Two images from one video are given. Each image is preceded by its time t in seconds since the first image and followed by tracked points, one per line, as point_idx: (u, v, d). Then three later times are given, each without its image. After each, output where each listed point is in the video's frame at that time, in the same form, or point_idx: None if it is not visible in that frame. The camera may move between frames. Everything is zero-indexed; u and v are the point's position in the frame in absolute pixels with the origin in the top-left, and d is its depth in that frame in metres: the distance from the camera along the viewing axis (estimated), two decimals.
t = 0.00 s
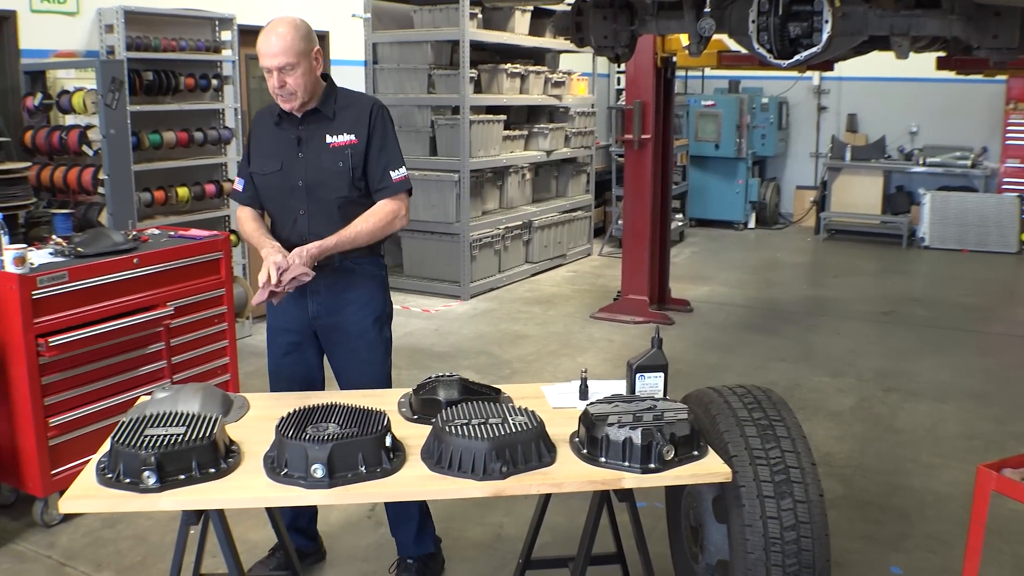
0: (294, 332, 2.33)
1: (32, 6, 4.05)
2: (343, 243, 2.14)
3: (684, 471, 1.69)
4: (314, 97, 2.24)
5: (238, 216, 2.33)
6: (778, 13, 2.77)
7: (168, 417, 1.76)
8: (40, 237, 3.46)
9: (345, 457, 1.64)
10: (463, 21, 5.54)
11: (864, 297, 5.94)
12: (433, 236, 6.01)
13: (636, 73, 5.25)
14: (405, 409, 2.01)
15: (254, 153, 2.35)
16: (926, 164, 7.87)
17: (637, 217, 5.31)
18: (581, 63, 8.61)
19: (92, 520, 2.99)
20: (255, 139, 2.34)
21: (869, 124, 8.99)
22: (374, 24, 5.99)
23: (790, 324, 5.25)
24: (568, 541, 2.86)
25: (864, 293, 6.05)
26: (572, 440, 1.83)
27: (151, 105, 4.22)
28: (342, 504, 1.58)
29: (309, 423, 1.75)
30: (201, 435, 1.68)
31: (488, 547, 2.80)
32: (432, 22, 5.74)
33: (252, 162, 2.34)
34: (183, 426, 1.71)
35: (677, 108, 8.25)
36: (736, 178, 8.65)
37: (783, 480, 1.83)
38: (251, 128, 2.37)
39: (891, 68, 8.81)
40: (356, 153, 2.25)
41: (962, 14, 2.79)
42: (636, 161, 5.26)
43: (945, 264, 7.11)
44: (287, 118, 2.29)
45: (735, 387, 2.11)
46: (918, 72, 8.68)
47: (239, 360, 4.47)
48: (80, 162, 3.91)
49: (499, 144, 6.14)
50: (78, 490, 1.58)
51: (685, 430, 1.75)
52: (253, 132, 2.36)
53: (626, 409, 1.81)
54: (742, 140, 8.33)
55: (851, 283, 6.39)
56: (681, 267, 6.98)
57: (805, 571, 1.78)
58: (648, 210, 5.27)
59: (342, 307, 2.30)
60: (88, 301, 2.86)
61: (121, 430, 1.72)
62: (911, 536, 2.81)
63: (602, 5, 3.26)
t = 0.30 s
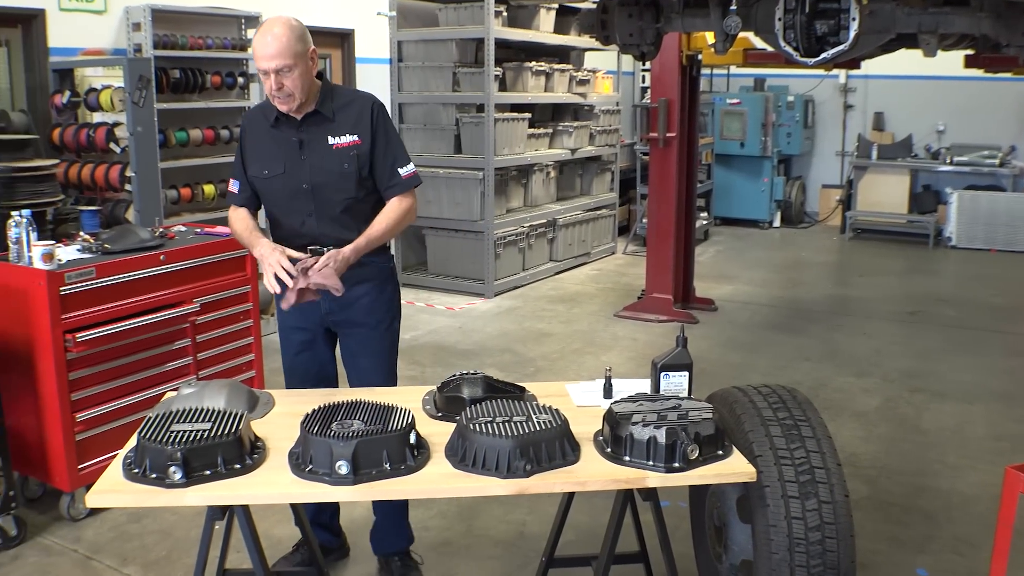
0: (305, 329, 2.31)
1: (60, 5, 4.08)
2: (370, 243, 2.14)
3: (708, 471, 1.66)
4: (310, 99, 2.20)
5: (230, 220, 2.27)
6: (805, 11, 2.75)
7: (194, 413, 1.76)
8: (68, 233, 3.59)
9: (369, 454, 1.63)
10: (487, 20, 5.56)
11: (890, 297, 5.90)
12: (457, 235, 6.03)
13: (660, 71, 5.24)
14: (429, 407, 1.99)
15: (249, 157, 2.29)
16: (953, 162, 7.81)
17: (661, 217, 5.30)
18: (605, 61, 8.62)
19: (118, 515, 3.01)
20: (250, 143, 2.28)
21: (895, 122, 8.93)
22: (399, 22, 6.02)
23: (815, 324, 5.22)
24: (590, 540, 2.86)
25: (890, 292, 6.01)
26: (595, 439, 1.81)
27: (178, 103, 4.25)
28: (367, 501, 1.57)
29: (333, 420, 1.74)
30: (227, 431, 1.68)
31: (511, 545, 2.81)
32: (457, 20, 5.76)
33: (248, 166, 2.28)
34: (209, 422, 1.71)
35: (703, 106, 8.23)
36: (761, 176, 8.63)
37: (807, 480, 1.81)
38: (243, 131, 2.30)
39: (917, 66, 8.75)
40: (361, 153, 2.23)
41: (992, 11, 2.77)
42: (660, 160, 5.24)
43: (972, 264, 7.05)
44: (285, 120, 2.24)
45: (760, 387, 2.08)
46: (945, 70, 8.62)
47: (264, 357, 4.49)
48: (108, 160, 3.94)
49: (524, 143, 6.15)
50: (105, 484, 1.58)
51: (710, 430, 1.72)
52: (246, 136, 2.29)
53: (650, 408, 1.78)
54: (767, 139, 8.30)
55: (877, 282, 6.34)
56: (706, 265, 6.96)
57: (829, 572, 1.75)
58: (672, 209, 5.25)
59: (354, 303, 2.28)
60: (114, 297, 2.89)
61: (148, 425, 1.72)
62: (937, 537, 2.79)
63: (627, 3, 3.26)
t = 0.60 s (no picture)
0: (330, 329, 2.31)
1: (85, 4, 4.13)
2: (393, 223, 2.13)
3: (730, 470, 1.64)
4: (342, 97, 2.21)
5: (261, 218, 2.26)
6: (829, 9, 2.74)
7: (217, 409, 1.76)
8: (93, 230, 3.63)
9: (391, 451, 1.62)
10: (510, 18, 5.56)
11: (913, 297, 5.86)
12: (479, 233, 6.04)
13: (683, 69, 5.24)
14: (450, 405, 1.98)
15: (278, 154, 2.29)
16: (978, 162, 7.75)
17: (683, 216, 5.28)
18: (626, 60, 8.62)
19: (140, 511, 3.03)
20: (279, 140, 2.28)
21: (919, 121, 8.88)
22: (421, 21, 6.03)
23: (838, 323, 5.19)
24: (613, 538, 2.86)
25: (913, 292, 5.97)
26: (617, 438, 1.79)
27: (201, 102, 4.28)
28: (389, 499, 1.56)
29: (356, 417, 1.73)
30: (250, 428, 1.68)
31: (532, 543, 2.81)
32: (480, 19, 5.77)
33: (278, 164, 2.28)
34: (232, 419, 1.71)
35: (725, 105, 8.21)
36: (784, 175, 8.60)
37: (830, 480, 1.78)
38: (271, 129, 2.29)
39: (941, 64, 8.69)
40: (393, 149, 2.25)
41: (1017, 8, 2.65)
42: (683, 158, 5.24)
43: (996, 264, 7.00)
44: (316, 116, 2.24)
45: (782, 387, 2.06)
46: (968, 68, 8.55)
47: (287, 354, 4.51)
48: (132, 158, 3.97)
49: (546, 141, 6.16)
50: (128, 481, 1.59)
51: (732, 429, 1.70)
52: (275, 133, 2.29)
53: (672, 407, 1.75)
54: (789, 137, 8.28)
55: (901, 282, 6.30)
56: (727, 265, 6.94)
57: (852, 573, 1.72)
58: (694, 208, 5.23)
59: (379, 303, 2.28)
60: (138, 294, 2.91)
61: (171, 421, 1.72)
62: (961, 539, 2.77)
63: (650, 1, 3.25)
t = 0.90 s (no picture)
0: (358, 330, 2.30)
1: (106, 3, 4.17)
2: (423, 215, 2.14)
3: (749, 470, 1.63)
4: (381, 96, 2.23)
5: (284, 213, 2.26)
6: (849, 7, 2.72)
7: (237, 407, 1.76)
8: (113, 229, 3.66)
9: (409, 450, 1.62)
10: (528, 18, 5.56)
11: (933, 297, 5.82)
12: (497, 232, 6.05)
13: (702, 68, 5.23)
14: (468, 403, 1.98)
15: (311, 149, 2.29)
16: (999, 160, 7.69)
17: (702, 214, 5.27)
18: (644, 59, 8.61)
19: (159, 508, 3.05)
20: (313, 135, 2.28)
21: (940, 119, 8.82)
22: (440, 20, 6.04)
23: (857, 323, 5.16)
24: (631, 538, 2.86)
25: (932, 292, 5.94)
26: (635, 437, 1.79)
27: (220, 101, 4.31)
28: (406, 497, 1.56)
29: (373, 415, 1.73)
30: (269, 426, 1.68)
31: (549, 543, 2.81)
32: (498, 18, 5.78)
33: (310, 158, 2.28)
34: (251, 417, 1.71)
35: (744, 104, 8.18)
36: (803, 174, 8.57)
37: (849, 480, 1.77)
38: (305, 124, 2.29)
39: (962, 62, 8.63)
40: (428, 148, 2.27)
41: None
42: (702, 157, 5.22)
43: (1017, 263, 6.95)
44: (353, 112, 2.25)
45: (801, 386, 2.04)
46: (989, 66, 8.49)
47: (307, 353, 4.53)
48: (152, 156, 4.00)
49: (565, 140, 6.16)
50: (148, 478, 1.60)
51: (751, 429, 1.69)
52: (308, 128, 2.29)
53: (691, 407, 1.74)
54: (809, 136, 8.24)
55: (921, 282, 6.26)
56: (746, 264, 6.92)
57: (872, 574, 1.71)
58: (713, 206, 5.22)
59: (409, 304, 2.29)
60: (157, 293, 2.93)
61: (191, 419, 1.73)
62: (982, 540, 2.75)
63: None
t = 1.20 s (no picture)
0: (374, 329, 2.30)
1: (115, 3, 4.18)
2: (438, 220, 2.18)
3: (756, 469, 1.63)
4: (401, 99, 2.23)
5: (304, 213, 2.24)
6: (858, 6, 2.72)
7: (245, 406, 1.77)
8: (121, 228, 3.67)
9: (416, 449, 1.62)
10: (537, 17, 5.55)
11: (941, 296, 5.80)
12: (505, 232, 6.04)
13: (710, 68, 5.21)
14: (477, 403, 1.98)
15: (329, 150, 2.28)
16: (1008, 159, 7.66)
17: (710, 213, 5.26)
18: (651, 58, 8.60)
19: (167, 507, 3.05)
20: (330, 137, 2.28)
21: (948, 119, 8.80)
22: (448, 19, 6.04)
23: (865, 323, 5.15)
24: (638, 537, 2.85)
25: (941, 291, 5.92)
26: (643, 436, 1.79)
27: (228, 101, 4.32)
28: (413, 496, 1.56)
29: (381, 414, 1.73)
30: (277, 425, 1.68)
31: (557, 542, 2.80)
32: (506, 17, 5.77)
33: (329, 160, 2.27)
34: (259, 416, 1.72)
35: (752, 103, 8.16)
36: (811, 173, 8.55)
37: (857, 480, 1.76)
38: (322, 125, 2.29)
39: (972, 61, 8.60)
40: (447, 153, 2.29)
41: None
42: (710, 157, 5.22)
43: None
44: (372, 116, 2.25)
45: (809, 386, 2.04)
46: (999, 65, 8.46)
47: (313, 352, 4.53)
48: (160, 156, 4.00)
49: (572, 140, 6.15)
50: (156, 477, 1.60)
51: (758, 429, 1.69)
52: (326, 130, 2.28)
53: (698, 407, 1.74)
54: (817, 135, 8.22)
55: (929, 281, 6.24)
56: (754, 263, 6.90)
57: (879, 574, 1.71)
58: (721, 206, 5.21)
59: (425, 305, 2.30)
60: (165, 292, 2.93)
61: (198, 418, 1.73)
62: (991, 540, 2.74)
63: None
